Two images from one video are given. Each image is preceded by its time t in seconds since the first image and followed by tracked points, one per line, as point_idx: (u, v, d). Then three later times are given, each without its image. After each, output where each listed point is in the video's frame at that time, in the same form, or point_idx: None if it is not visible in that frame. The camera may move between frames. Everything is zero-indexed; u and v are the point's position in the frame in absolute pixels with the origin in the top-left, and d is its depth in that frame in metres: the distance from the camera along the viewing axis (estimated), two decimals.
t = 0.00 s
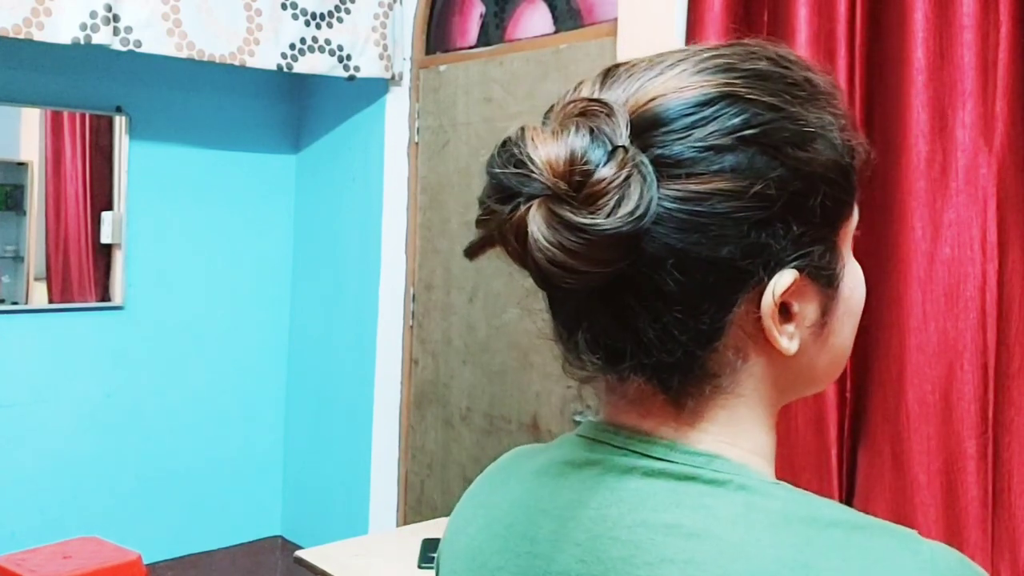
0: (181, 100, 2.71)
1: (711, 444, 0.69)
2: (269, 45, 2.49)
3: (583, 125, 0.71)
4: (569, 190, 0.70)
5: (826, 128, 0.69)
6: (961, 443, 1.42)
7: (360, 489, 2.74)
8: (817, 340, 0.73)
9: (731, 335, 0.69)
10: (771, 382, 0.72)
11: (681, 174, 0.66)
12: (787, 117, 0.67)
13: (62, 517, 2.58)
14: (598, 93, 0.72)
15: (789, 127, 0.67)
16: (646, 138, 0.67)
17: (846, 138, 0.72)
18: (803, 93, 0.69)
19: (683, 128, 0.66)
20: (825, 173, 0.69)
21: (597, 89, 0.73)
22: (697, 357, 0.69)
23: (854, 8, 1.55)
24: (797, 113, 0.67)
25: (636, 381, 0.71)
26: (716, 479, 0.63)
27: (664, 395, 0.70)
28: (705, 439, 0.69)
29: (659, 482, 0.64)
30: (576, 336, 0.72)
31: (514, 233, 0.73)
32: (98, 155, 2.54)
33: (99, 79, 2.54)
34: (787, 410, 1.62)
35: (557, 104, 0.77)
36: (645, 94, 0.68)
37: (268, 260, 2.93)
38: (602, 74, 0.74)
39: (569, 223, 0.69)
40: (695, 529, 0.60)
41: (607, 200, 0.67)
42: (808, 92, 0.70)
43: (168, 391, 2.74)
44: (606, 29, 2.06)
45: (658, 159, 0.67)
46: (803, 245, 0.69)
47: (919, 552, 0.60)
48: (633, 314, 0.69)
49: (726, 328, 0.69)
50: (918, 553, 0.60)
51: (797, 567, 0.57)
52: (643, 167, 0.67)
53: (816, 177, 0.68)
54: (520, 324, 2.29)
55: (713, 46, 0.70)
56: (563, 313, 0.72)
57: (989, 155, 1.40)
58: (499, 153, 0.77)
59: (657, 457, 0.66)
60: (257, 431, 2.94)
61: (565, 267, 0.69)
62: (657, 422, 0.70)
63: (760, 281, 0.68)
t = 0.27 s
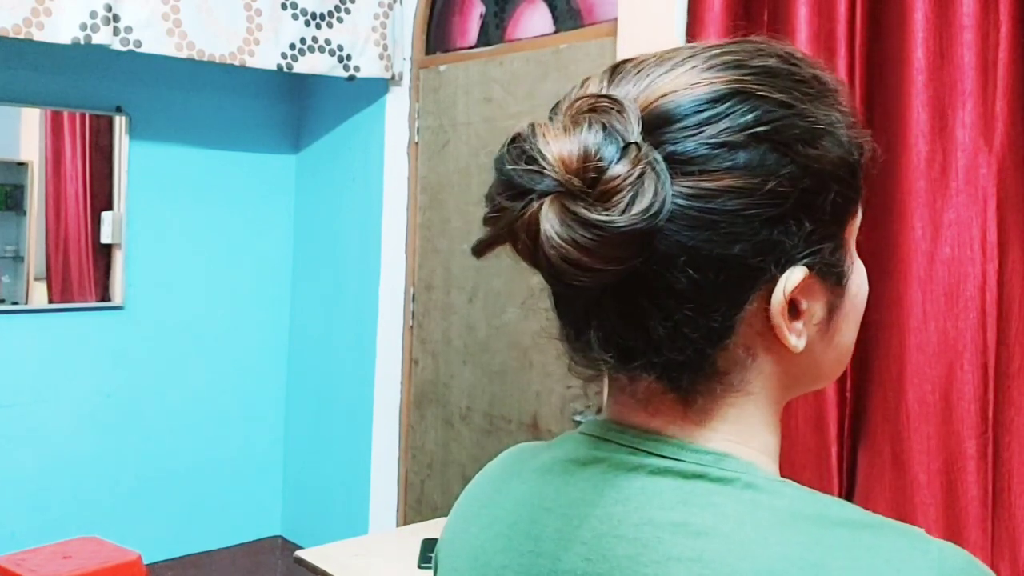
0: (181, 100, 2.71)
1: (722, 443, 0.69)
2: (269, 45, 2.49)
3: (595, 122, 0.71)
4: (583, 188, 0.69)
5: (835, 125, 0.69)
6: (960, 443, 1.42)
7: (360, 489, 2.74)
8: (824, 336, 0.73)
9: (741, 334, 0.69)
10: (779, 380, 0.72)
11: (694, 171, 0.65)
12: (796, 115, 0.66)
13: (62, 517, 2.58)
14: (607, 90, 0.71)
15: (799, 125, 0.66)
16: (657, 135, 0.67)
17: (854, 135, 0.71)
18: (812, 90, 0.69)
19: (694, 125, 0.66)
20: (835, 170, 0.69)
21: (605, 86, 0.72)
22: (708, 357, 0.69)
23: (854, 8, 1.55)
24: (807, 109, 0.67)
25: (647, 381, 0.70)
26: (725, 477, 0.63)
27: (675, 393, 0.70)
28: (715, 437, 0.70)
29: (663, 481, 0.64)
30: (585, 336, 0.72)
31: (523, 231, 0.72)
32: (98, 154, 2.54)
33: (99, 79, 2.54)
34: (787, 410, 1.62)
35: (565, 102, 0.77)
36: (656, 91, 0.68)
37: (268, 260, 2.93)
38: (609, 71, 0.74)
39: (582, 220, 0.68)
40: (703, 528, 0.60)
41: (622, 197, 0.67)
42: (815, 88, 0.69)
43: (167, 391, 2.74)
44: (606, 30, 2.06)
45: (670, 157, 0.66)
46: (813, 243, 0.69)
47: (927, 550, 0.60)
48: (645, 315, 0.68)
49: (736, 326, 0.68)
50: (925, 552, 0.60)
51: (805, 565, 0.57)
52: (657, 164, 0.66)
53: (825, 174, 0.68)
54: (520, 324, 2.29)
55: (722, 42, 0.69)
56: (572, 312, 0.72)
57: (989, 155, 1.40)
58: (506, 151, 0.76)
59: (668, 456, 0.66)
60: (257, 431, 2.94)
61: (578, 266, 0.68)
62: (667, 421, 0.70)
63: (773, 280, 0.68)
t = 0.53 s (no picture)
0: (181, 100, 2.71)
1: (748, 445, 0.69)
2: (269, 45, 2.49)
3: (611, 128, 0.68)
4: (605, 199, 0.67)
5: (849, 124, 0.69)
6: (960, 443, 1.42)
7: (360, 489, 2.74)
8: (840, 337, 0.73)
9: (768, 336, 0.69)
10: (796, 380, 0.72)
11: (719, 178, 0.64)
12: (814, 116, 0.66)
13: (62, 517, 2.58)
14: (622, 95, 0.69)
15: (818, 125, 0.66)
16: (679, 142, 0.65)
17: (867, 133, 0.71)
18: (826, 89, 0.68)
19: (716, 130, 0.65)
20: (853, 169, 0.69)
21: (618, 91, 0.70)
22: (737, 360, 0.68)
23: (854, 7, 1.54)
24: (824, 110, 0.67)
25: (675, 389, 0.69)
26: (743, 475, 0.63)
27: (700, 400, 0.69)
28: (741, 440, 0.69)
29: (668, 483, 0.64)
30: (610, 346, 0.70)
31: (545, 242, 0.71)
32: (98, 154, 2.54)
33: (99, 79, 2.54)
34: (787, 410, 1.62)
35: (575, 105, 0.74)
36: (675, 97, 0.66)
37: (269, 261, 2.93)
38: (618, 74, 0.72)
39: (607, 233, 0.66)
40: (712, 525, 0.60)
41: (649, 210, 0.65)
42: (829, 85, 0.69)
43: (167, 391, 2.74)
44: (606, 29, 2.06)
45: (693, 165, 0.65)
46: (835, 244, 0.69)
47: (936, 551, 0.59)
48: (676, 324, 0.66)
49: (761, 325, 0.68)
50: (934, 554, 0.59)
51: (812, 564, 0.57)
52: (682, 174, 0.65)
53: (845, 174, 0.68)
54: (520, 324, 2.29)
55: (731, 43, 0.68)
56: (598, 323, 0.70)
57: (989, 155, 1.39)
58: (519, 159, 0.74)
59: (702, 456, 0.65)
60: (257, 430, 2.94)
61: (607, 280, 0.66)
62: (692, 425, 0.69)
63: (801, 281, 0.67)
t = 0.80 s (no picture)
0: (181, 100, 2.71)
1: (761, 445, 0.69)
2: (269, 45, 2.49)
3: (647, 122, 0.67)
4: (648, 192, 0.66)
5: (871, 122, 0.69)
6: (960, 443, 1.42)
7: (360, 489, 2.73)
8: (852, 337, 0.73)
9: (790, 335, 0.69)
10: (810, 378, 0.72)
11: (762, 176, 0.64)
12: (843, 116, 0.66)
13: (62, 516, 2.58)
14: (655, 89, 0.68)
15: (848, 125, 0.67)
16: (721, 139, 0.65)
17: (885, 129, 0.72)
18: (850, 87, 0.69)
19: (756, 128, 0.64)
20: (875, 167, 0.70)
21: (647, 86, 0.69)
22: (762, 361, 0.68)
23: (854, 7, 1.54)
24: (852, 109, 0.67)
25: (699, 390, 0.68)
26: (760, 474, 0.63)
27: (723, 398, 0.68)
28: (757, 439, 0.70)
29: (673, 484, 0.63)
30: (635, 351, 0.68)
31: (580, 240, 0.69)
32: (98, 154, 2.54)
33: (99, 79, 2.54)
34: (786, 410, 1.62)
35: (596, 101, 0.73)
36: (715, 92, 0.65)
37: (269, 261, 2.93)
38: (642, 68, 0.71)
39: (651, 228, 0.65)
40: (720, 525, 0.60)
41: (694, 203, 0.64)
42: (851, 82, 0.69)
43: (167, 391, 2.74)
44: (606, 30, 2.06)
45: (733, 164, 0.64)
46: (859, 244, 0.69)
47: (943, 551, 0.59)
48: (708, 327, 0.66)
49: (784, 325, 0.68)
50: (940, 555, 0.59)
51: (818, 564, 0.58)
52: (726, 173, 0.64)
53: (870, 173, 0.69)
54: (520, 324, 2.29)
55: (758, 39, 0.68)
56: (625, 325, 0.68)
57: (989, 155, 1.39)
58: (547, 156, 0.72)
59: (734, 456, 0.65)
60: (258, 431, 2.94)
61: (653, 278, 0.64)
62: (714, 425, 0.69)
63: (826, 281, 0.67)
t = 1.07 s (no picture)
0: (181, 100, 2.71)
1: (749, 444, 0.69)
2: (269, 45, 2.49)
3: (631, 105, 0.68)
4: (629, 173, 0.67)
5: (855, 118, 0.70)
6: (961, 443, 1.42)
7: (360, 489, 2.73)
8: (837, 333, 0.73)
9: (776, 326, 0.68)
10: (797, 377, 0.72)
11: (745, 161, 0.63)
12: (828, 109, 0.67)
13: (62, 516, 2.58)
14: (640, 75, 0.69)
15: (832, 118, 0.67)
16: (705, 123, 0.64)
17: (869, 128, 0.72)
18: (835, 83, 0.69)
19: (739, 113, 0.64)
20: (860, 162, 0.70)
21: (634, 74, 0.70)
22: (746, 351, 0.68)
23: (854, 7, 1.55)
24: (836, 102, 0.68)
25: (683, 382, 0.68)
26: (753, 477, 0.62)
27: (710, 392, 0.68)
28: (740, 436, 0.69)
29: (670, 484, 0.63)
30: (620, 342, 0.68)
31: (564, 222, 0.69)
32: (98, 154, 2.54)
33: (99, 79, 2.54)
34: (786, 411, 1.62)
35: (583, 92, 0.74)
36: (699, 78, 0.65)
37: (268, 261, 2.93)
38: (631, 60, 0.71)
39: (635, 208, 0.66)
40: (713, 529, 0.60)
41: (674, 182, 0.64)
42: (835, 79, 0.70)
43: (167, 391, 2.74)
44: (606, 30, 2.06)
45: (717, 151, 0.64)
46: (845, 239, 0.69)
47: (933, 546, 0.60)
48: (688, 313, 0.66)
49: (770, 317, 0.68)
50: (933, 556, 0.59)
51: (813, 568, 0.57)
52: (711, 155, 0.64)
53: (855, 168, 0.69)
54: (520, 324, 2.29)
55: (743, 33, 0.68)
56: (609, 315, 0.68)
57: (989, 155, 1.40)
58: (532, 142, 0.73)
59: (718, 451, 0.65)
60: (258, 431, 2.94)
61: (635, 259, 0.65)
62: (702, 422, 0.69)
63: (812, 270, 0.67)
